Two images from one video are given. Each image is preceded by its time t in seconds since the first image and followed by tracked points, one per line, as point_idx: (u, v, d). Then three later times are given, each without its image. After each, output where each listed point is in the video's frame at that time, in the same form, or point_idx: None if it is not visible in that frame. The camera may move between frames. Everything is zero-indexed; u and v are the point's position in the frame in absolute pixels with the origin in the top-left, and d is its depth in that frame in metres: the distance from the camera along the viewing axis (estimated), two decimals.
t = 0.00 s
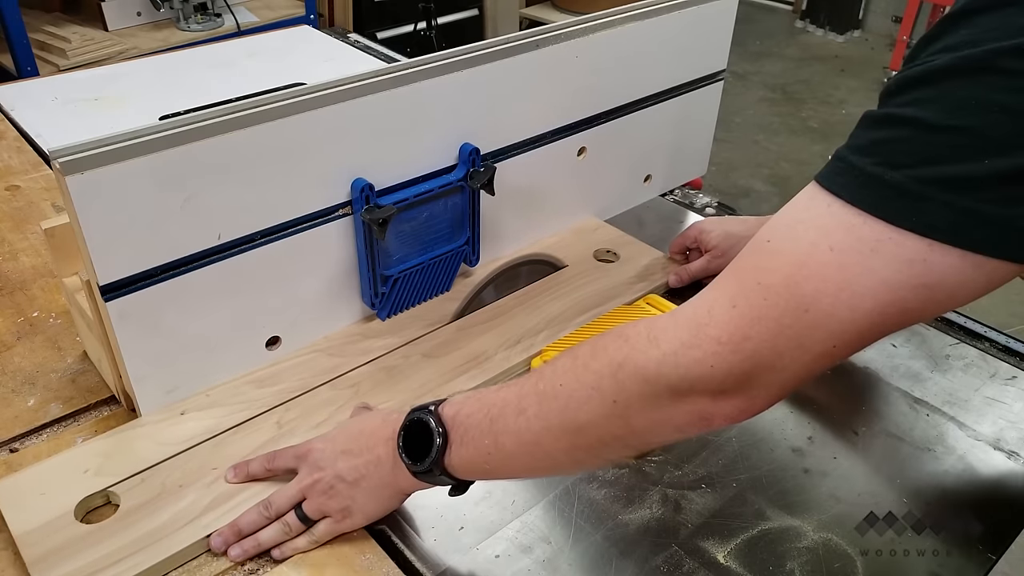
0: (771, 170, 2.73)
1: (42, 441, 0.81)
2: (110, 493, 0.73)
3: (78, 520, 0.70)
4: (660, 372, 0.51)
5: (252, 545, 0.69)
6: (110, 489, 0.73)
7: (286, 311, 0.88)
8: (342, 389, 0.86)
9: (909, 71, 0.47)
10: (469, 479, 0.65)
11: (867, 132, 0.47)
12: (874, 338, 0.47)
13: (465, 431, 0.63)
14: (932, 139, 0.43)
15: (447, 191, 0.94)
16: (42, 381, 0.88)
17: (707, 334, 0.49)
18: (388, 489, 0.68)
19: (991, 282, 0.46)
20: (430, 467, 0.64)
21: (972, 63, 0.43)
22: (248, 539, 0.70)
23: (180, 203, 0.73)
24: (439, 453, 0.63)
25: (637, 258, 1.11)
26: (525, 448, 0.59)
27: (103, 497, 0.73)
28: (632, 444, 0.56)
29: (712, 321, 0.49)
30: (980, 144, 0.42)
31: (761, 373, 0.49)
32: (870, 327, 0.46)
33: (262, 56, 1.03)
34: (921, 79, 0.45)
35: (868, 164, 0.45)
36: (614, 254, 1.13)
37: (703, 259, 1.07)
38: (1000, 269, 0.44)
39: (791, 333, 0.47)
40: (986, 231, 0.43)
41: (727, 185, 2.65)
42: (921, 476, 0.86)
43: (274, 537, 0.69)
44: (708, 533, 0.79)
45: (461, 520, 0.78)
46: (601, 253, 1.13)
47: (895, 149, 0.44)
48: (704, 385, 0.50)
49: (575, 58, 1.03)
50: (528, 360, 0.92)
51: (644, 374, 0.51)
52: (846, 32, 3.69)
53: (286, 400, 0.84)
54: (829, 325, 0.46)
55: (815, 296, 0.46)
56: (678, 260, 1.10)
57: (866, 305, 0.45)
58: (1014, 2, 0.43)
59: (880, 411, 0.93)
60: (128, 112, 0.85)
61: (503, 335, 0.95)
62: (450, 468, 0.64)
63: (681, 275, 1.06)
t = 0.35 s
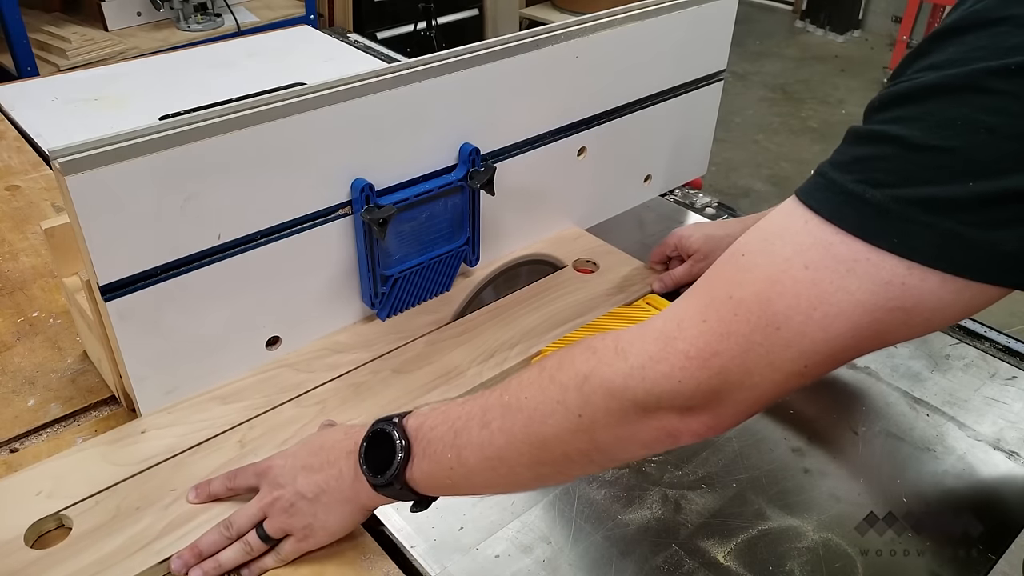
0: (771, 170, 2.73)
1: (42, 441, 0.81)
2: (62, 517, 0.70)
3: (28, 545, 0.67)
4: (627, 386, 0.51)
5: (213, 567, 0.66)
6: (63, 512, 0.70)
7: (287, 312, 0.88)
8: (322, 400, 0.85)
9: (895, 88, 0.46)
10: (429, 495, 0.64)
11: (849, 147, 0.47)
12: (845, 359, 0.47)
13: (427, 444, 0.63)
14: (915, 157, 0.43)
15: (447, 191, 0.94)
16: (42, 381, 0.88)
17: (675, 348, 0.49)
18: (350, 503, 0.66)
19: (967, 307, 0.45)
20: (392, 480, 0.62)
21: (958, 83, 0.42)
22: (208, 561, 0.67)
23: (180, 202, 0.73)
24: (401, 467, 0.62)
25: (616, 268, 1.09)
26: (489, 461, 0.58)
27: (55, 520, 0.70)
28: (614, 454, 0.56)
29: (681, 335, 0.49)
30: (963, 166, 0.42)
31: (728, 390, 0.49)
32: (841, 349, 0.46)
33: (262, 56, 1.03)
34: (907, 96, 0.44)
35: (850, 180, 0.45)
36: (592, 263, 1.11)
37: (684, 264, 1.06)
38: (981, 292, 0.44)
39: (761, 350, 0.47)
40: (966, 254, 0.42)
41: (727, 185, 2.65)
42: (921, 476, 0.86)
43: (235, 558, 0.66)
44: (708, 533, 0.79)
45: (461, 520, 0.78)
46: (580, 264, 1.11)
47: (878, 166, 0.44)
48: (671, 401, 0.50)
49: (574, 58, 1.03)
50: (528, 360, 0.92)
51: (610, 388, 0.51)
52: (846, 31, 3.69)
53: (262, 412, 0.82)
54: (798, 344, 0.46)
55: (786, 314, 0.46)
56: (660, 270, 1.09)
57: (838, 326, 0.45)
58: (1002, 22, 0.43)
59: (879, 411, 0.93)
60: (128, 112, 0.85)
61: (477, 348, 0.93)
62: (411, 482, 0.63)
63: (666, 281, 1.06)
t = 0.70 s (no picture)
0: (771, 170, 2.73)
1: (42, 441, 0.81)
2: (53, 522, 0.69)
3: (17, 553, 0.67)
4: (633, 391, 0.51)
5: (217, 560, 0.67)
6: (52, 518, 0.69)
7: (287, 311, 0.88)
8: (314, 403, 0.84)
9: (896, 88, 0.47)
10: (435, 491, 0.64)
11: (852, 148, 0.47)
12: (853, 366, 0.47)
13: (433, 441, 0.62)
14: (918, 158, 0.43)
15: (447, 191, 0.94)
16: (42, 381, 0.88)
17: (682, 354, 0.49)
18: (354, 500, 0.66)
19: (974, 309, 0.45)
20: (396, 476, 0.62)
21: (959, 83, 0.43)
22: (213, 554, 0.67)
23: (180, 202, 0.73)
24: (405, 464, 0.62)
25: (609, 270, 1.09)
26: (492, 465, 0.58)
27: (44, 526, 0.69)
28: (625, 460, 0.55)
29: (687, 340, 0.49)
30: (965, 165, 0.42)
31: (735, 397, 0.49)
32: (848, 355, 0.45)
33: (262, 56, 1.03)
34: (909, 96, 0.45)
35: (852, 181, 0.45)
36: (587, 266, 1.10)
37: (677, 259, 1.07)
38: (988, 293, 0.44)
39: (769, 357, 0.47)
40: (971, 254, 0.42)
41: (727, 185, 2.65)
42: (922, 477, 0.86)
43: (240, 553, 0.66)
44: (708, 533, 0.79)
45: (461, 520, 0.78)
46: (575, 265, 1.10)
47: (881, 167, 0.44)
48: (677, 406, 0.50)
49: (574, 58, 1.03)
50: (529, 360, 0.92)
51: (616, 392, 0.51)
52: (846, 32, 3.69)
53: (263, 411, 0.83)
54: (805, 350, 0.46)
55: (793, 320, 0.45)
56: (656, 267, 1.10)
57: (845, 331, 0.45)
58: (1001, 19, 0.43)
59: (880, 411, 0.93)
60: (128, 112, 0.85)
61: (471, 351, 0.92)
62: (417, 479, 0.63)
63: (656, 274, 1.06)
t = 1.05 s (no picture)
0: (771, 170, 2.73)
1: (42, 441, 0.81)
2: (45, 526, 0.69)
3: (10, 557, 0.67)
4: (631, 373, 0.50)
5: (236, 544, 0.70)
6: (45, 523, 0.69)
7: (287, 311, 0.88)
8: (311, 405, 0.84)
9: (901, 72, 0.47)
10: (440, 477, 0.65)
11: (856, 131, 0.46)
12: (854, 353, 0.46)
13: (439, 425, 0.64)
14: (919, 136, 0.43)
15: (447, 191, 0.94)
16: (42, 381, 0.88)
17: (679, 336, 0.48)
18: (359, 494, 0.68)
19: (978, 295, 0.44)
20: (402, 459, 0.64)
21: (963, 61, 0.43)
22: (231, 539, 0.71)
23: (180, 202, 0.73)
24: (412, 447, 0.64)
25: (609, 271, 1.09)
26: (494, 445, 0.58)
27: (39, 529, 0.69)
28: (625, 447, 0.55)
29: (686, 323, 0.48)
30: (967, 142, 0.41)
31: (733, 382, 0.48)
32: (846, 340, 0.44)
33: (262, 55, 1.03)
34: (911, 77, 0.45)
35: (853, 162, 0.45)
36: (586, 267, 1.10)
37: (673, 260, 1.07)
38: (990, 279, 0.43)
39: (766, 339, 0.46)
40: (973, 236, 0.41)
41: (727, 185, 2.65)
42: (922, 477, 0.86)
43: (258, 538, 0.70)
44: (708, 533, 0.79)
45: (461, 520, 0.78)
46: (575, 266, 1.10)
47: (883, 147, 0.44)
48: (675, 389, 0.50)
49: (574, 58, 1.03)
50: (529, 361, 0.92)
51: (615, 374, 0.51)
52: (846, 32, 3.69)
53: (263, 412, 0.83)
54: (804, 333, 0.45)
55: (791, 303, 0.45)
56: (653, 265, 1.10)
57: (842, 314, 0.44)
58: None
59: (880, 411, 0.93)
60: (129, 111, 0.84)
61: (469, 353, 0.92)
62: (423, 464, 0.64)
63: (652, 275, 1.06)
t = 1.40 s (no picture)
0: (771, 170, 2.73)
1: (42, 441, 0.81)
2: (45, 526, 0.69)
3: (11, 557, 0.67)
4: (636, 289, 0.52)
5: (246, 532, 0.71)
6: (46, 523, 0.69)
7: (287, 311, 0.88)
8: (311, 405, 0.84)
9: (900, 32, 0.53)
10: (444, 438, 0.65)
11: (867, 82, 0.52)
12: (851, 267, 0.48)
13: (443, 381, 0.63)
14: (917, 89, 0.48)
15: (447, 191, 0.94)
16: (42, 381, 0.88)
17: (687, 253, 0.51)
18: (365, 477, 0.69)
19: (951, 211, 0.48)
20: (405, 420, 0.64)
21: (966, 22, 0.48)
22: (241, 528, 0.71)
23: (180, 203, 0.73)
24: (416, 408, 0.64)
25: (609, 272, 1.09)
26: (500, 383, 0.58)
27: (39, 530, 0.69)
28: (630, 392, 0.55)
29: (690, 245, 0.51)
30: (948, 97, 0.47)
31: (735, 295, 0.50)
32: (844, 239, 0.47)
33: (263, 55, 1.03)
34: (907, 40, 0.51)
35: (860, 108, 0.49)
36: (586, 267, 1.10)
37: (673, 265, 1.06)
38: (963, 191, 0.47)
39: (766, 246, 0.48)
40: (979, 159, 0.46)
41: (727, 185, 2.65)
42: (922, 477, 0.86)
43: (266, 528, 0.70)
44: (708, 533, 0.79)
45: (461, 520, 0.78)
46: (574, 266, 1.10)
47: (890, 89, 0.49)
48: (679, 303, 0.51)
49: (574, 58, 1.03)
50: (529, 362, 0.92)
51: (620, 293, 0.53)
52: (846, 32, 3.69)
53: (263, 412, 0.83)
54: (798, 239, 0.47)
55: (786, 211, 0.48)
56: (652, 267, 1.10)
57: (833, 217, 0.47)
58: None
59: (880, 411, 0.93)
60: (129, 112, 0.84)
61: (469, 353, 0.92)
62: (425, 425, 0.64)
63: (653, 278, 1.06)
